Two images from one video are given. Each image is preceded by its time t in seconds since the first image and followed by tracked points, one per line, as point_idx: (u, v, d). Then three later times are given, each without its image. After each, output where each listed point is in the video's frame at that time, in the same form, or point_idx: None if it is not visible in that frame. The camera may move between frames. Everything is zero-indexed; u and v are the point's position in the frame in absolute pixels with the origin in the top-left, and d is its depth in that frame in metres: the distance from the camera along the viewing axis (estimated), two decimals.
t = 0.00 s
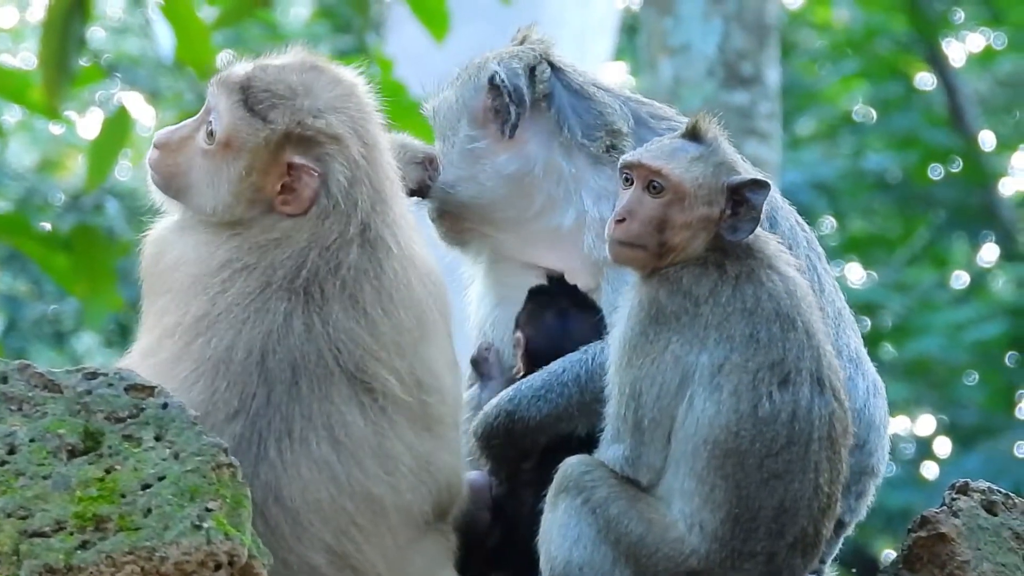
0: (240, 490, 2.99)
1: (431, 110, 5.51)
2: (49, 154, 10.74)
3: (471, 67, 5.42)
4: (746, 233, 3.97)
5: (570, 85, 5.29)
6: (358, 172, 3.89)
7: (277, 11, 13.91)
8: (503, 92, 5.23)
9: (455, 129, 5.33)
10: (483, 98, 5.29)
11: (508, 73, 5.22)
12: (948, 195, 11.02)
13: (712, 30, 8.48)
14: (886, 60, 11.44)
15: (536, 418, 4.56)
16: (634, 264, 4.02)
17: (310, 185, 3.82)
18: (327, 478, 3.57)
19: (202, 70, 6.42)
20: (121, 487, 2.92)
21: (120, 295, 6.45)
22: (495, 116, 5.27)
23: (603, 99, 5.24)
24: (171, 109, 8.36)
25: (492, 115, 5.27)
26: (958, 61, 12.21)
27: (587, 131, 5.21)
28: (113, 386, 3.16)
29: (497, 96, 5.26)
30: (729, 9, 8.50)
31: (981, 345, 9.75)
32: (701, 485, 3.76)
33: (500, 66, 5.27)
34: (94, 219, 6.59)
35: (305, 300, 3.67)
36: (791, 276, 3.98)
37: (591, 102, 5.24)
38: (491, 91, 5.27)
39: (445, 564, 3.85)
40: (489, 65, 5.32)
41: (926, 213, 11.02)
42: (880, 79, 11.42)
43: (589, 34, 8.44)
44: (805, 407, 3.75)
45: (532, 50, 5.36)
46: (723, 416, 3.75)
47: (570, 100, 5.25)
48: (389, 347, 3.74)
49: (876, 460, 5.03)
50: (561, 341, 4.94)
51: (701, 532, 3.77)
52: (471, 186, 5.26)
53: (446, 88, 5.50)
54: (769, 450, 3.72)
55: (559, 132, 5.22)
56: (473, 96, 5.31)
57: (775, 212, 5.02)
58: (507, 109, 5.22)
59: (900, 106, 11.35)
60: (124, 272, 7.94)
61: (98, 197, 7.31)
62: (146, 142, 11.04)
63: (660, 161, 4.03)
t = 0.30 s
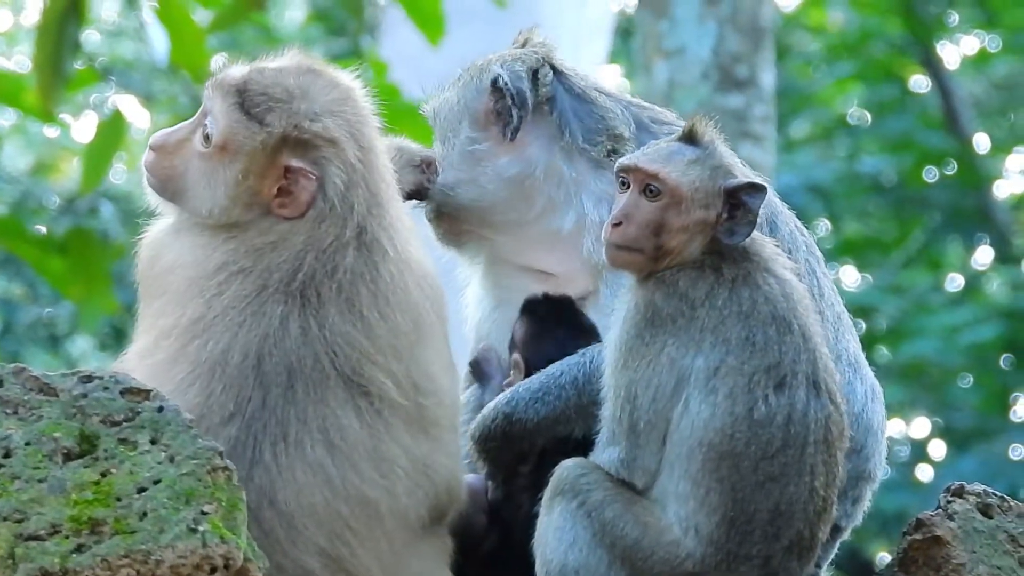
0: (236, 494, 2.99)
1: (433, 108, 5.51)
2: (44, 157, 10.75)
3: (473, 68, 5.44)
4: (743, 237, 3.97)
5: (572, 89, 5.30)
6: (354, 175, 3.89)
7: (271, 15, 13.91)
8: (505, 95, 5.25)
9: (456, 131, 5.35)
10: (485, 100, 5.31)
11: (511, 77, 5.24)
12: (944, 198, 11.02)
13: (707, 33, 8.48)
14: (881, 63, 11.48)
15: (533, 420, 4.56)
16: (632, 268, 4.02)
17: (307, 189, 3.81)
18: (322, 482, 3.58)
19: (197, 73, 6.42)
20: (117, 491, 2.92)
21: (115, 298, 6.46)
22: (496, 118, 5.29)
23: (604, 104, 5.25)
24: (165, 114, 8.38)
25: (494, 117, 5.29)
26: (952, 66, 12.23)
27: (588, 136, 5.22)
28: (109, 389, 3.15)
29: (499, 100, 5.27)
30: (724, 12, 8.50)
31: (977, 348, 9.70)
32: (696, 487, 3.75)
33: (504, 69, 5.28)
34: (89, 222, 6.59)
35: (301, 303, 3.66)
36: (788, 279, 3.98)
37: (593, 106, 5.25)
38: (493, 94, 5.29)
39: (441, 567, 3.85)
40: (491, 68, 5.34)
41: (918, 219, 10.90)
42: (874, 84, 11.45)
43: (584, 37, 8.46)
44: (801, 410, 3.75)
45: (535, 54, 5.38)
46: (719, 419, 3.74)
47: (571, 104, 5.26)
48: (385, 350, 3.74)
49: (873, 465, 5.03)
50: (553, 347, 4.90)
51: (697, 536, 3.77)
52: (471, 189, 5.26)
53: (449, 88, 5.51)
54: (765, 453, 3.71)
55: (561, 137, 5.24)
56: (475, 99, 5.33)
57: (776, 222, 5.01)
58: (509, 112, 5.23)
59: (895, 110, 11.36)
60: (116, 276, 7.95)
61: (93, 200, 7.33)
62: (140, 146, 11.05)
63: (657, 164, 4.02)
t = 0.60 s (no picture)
0: (231, 497, 2.99)
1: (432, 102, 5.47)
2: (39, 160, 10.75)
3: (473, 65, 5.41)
4: (733, 235, 3.97)
5: (571, 91, 5.28)
6: (348, 176, 3.89)
7: (266, 18, 13.92)
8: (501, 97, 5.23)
9: (452, 129, 5.32)
10: (483, 99, 5.28)
11: (510, 78, 5.22)
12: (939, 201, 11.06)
13: (702, 35, 8.49)
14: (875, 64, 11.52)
15: (528, 423, 4.55)
16: (623, 272, 4.01)
17: (301, 191, 3.81)
18: (316, 485, 3.58)
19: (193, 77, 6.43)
20: (112, 494, 2.92)
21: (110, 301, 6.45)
22: (492, 120, 5.27)
23: (603, 107, 5.24)
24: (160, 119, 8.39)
25: (490, 118, 5.28)
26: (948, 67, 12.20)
27: (586, 139, 5.21)
28: (104, 392, 3.14)
29: (496, 101, 5.25)
30: (718, 14, 8.52)
31: (972, 351, 9.76)
32: (692, 490, 3.76)
33: (502, 70, 5.26)
34: (84, 226, 6.59)
35: (296, 305, 3.66)
36: (782, 281, 3.98)
37: (591, 109, 5.23)
38: (491, 95, 5.26)
39: (434, 570, 3.86)
40: (489, 67, 5.31)
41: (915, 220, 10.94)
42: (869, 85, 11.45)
43: (579, 40, 8.47)
44: (796, 413, 3.75)
45: (534, 55, 5.35)
46: (714, 422, 3.74)
47: (570, 106, 5.24)
48: (380, 352, 3.74)
49: (868, 468, 5.04)
50: (555, 350, 4.95)
51: (692, 538, 3.77)
52: (466, 188, 5.26)
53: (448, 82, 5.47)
54: (760, 455, 3.72)
55: (558, 140, 5.23)
56: (473, 98, 5.30)
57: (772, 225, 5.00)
58: (505, 114, 5.22)
59: (891, 111, 11.35)
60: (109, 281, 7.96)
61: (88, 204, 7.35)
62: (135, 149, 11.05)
63: (644, 165, 4.03)
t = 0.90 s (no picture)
0: (226, 501, 2.98)
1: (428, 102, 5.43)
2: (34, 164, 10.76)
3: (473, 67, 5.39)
4: (725, 237, 3.97)
5: (570, 96, 5.26)
6: (346, 180, 3.89)
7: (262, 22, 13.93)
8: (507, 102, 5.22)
9: (453, 132, 5.30)
10: (487, 103, 5.27)
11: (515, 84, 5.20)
12: (934, 205, 10.92)
13: (697, 40, 8.50)
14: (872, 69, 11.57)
15: (523, 427, 4.55)
16: (616, 279, 4.02)
17: (300, 194, 3.81)
18: (312, 491, 3.58)
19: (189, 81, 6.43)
20: (106, 498, 2.91)
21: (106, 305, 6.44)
22: (496, 125, 5.26)
23: (602, 113, 5.22)
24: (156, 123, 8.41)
25: (494, 123, 5.27)
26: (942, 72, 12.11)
27: (585, 146, 5.19)
28: (98, 396, 3.13)
29: (500, 106, 5.24)
30: (714, 19, 8.52)
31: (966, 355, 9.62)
32: (688, 496, 3.75)
33: (507, 75, 5.25)
34: (80, 228, 6.60)
35: (294, 310, 3.66)
36: (777, 286, 3.98)
37: (590, 115, 5.21)
38: (495, 99, 5.25)
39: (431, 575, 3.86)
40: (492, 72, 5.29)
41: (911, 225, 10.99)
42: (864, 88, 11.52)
43: (575, 44, 8.48)
44: (791, 417, 3.75)
45: (533, 61, 5.34)
46: (710, 426, 3.74)
47: (569, 113, 5.22)
48: (376, 357, 3.74)
49: (864, 474, 5.03)
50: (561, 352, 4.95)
51: (687, 544, 3.77)
52: (466, 193, 5.26)
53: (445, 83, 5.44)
54: (755, 460, 3.72)
55: (558, 146, 5.22)
56: (475, 102, 5.28)
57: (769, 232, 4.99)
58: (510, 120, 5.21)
59: (886, 114, 11.37)
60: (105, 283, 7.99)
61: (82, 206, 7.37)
62: (132, 153, 11.06)
63: (633, 171, 4.03)
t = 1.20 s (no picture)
0: (220, 504, 2.98)
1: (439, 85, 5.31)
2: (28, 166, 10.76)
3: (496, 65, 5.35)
4: (717, 240, 3.98)
5: (583, 105, 5.27)
6: (338, 180, 3.88)
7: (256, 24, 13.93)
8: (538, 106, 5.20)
9: (472, 127, 5.26)
10: (511, 103, 5.24)
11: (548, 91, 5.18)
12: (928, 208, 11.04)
13: (692, 43, 8.51)
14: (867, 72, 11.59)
15: (518, 430, 4.55)
16: (607, 283, 4.01)
17: (291, 190, 3.81)
18: (304, 493, 3.59)
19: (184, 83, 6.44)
20: (100, 501, 2.91)
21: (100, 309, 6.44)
22: (519, 126, 5.26)
23: (607, 122, 5.23)
24: (150, 124, 8.41)
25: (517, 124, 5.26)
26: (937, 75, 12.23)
27: (588, 153, 5.20)
28: (92, 399, 3.13)
29: (526, 109, 5.23)
30: (709, 22, 8.54)
31: (961, 358, 9.67)
32: (680, 498, 3.75)
33: (536, 79, 5.24)
34: (73, 232, 6.59)
35: (284, 310, 3.66)
36: (769, 288, 3.98)
37: (596, 124, 5.22)
38: (521, 101, 5.23)
39: None
40: (521, 75, 5.28)
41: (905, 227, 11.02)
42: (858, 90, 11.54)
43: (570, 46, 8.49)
44: (783, 419, 3.75)
45: (552, 65, 5.33)
46: (702, 428, 3.74)
47: (577, 121, 5.24)
48: (367, 358, 3.73)
49: (858, 478, 5.04)
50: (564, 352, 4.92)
51: (680, 546, 3.77)
52: (473, 189, 5.25)
53: (461, 70, 5.35)
54: (748, 462, 3.72)
55: (563, 154, 5.24)
56: (499, 100, 5.25)
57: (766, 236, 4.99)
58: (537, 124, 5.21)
59: (882, 117, 11.44)
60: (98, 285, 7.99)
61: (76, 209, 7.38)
62: (126, 155, 11.06)
63: (625, 174, 4.02)
